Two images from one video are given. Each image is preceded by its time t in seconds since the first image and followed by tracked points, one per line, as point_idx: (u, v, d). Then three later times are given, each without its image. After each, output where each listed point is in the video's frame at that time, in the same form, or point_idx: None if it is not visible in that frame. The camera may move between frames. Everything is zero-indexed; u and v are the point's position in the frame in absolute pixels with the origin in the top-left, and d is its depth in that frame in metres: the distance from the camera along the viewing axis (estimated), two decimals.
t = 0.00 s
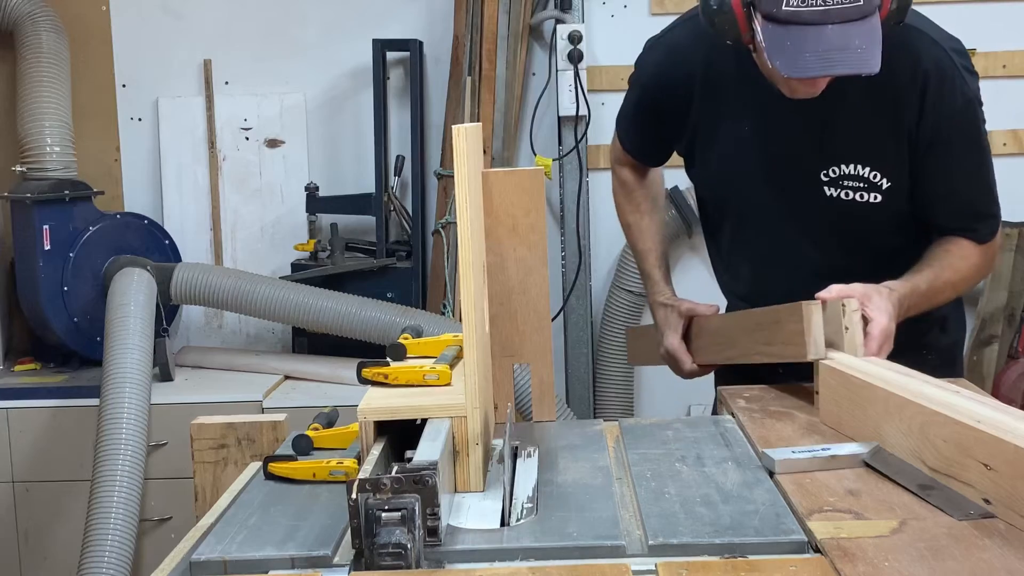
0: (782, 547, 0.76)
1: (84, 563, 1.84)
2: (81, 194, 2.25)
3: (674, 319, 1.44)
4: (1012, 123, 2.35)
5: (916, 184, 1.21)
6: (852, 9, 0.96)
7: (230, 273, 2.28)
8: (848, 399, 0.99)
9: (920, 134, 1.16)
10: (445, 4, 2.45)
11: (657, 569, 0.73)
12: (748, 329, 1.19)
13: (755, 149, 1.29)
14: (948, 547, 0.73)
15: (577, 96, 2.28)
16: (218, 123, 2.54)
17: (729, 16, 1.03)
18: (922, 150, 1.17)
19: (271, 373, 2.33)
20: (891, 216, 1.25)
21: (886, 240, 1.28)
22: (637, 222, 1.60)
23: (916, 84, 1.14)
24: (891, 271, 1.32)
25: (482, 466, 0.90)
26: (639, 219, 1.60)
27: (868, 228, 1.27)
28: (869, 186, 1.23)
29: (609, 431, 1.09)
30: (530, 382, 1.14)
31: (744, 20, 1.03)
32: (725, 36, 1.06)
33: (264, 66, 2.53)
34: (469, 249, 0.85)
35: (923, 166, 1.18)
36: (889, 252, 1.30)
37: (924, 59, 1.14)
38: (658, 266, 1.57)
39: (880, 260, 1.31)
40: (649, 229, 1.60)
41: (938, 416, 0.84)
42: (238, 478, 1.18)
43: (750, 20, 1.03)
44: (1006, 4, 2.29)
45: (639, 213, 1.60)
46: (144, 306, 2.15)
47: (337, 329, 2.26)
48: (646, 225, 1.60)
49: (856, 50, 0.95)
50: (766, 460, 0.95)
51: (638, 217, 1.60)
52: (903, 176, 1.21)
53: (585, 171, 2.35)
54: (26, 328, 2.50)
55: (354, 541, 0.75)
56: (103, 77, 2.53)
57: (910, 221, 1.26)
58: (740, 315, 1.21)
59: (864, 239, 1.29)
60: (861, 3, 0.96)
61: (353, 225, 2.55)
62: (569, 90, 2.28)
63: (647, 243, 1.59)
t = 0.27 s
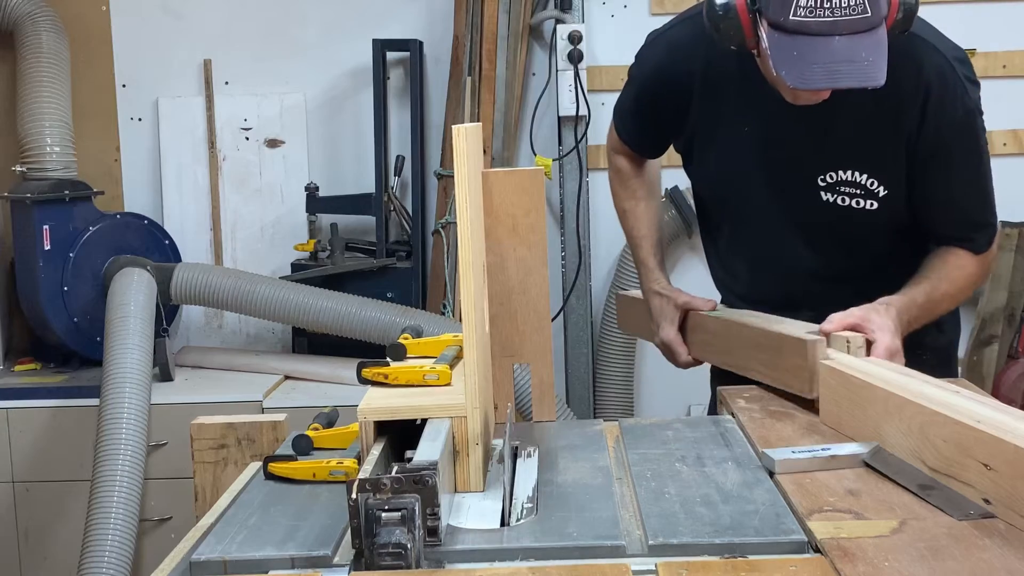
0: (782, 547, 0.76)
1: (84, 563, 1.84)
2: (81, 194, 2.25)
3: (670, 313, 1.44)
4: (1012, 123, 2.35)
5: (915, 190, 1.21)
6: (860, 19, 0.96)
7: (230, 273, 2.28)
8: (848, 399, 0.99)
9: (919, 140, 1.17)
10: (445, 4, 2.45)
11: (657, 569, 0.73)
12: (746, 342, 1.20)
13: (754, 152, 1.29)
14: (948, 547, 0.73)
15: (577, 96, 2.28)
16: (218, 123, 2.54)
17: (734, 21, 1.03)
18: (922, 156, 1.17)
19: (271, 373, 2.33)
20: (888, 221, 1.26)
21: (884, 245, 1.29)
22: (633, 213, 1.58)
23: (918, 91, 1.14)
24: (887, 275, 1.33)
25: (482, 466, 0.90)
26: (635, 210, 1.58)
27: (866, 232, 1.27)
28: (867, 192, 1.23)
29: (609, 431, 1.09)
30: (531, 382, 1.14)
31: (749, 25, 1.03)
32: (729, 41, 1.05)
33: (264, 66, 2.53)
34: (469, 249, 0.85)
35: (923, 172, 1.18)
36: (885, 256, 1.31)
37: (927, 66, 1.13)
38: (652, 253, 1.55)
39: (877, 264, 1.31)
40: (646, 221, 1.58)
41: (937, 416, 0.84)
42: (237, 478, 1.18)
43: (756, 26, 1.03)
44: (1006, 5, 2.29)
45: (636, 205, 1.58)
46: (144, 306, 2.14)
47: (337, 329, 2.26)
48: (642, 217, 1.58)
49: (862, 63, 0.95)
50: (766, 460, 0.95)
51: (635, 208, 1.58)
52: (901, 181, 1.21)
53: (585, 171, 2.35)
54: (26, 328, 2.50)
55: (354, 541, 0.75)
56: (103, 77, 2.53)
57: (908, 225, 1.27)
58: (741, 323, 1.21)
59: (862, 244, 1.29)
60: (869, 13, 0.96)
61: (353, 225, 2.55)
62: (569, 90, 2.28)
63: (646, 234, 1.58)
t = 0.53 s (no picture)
0: (782, 547, 0.76)
1: (84, 563, 1.84)
2: (81, 194, 2.25)
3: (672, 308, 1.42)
4: (1012, 123, 2.35)
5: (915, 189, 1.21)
6: (863, 17, 0.96)
7: (230, 272, 2.28)
8: (847, 399, 0.97)
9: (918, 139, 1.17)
10: (445, 4, 2.45)
11: (657, 569, 0.73)
12: (747, 347, 1.17)
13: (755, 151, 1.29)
14: (947, 547, 0.73)
15: (577, 96, 2.28)
16: (218, 123, 2.54)
17: (736, 18, 1.03)
18: (922, 156, 1.17)
19: (271, 373, 2.33)
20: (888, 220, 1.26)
21: (883, 244, 1.29)
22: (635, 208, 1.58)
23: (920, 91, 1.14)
24: (887, 274, 1.33)
25: (482, 466, 0.90)
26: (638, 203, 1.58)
27: (866, 231, 1.28)
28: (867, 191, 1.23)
29: (609, 431, 1.09)
30: (530, 382, 1.14)
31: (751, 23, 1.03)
32: (731, 39, 1.05)
33: (264, 66, 2.53)
34: (469, 248, 0.85)
35: (923, 172, 1.18)
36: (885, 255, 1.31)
37: (927, 67, 1.14)
38: (656, 244, 1.55)
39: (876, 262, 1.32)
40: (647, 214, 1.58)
41: (938, 416, 0.83)
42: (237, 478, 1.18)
43: (757, 23, 1.03)
44: (1005, 5, 2.29)
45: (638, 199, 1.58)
46: (144, 306, 2.14)
47: (337, 329, 2.26)
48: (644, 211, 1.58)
49: (864, 61, 0.95)
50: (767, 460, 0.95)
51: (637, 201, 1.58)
52: (902, 181, 1.21)
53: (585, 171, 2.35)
54: (25, 328, 2.50)
55: (354, 541, 0.75)
56: (103, 77, 2.53)
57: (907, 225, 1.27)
58: (742, 324, 1.20)
59: (862, 243, 1.29)
60: (872, 11, 0.96)
61: (353, 225, 2.55)
62: (569, 90, 2.28)
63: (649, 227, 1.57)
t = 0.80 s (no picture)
0: (782, 547, 0.76)
1: (84, 563, 1.84)
2: (81, 195, 2.25)
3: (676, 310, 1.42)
4: (1012, 123, 2.35)
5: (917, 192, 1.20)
6: (870, 22, 0.96)
7: (230, 272, 2.28)
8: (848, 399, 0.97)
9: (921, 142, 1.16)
10: (445, 4, 2.45)
11: (657, 569, 0.73)
12: (750, 350, 1.17)
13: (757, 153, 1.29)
14: (947, 548, 0.73)
15: (577, 96, 2.28)
16: (218, 123, 2.53)
17: (743, 19, 1.03)
18: (923, 159, 1.16)
19: (271, 373, 2.33)
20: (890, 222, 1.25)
21: (885, 245, 1.29)
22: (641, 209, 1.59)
23: (923, 94, 1.13)
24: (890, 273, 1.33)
25: (482, 466, 0.90)
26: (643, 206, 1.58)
27: (868, 232, 1.28)
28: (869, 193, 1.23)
29: (608, 430, 1.09)
30: (531, 382, 1.14)
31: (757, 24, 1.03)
32: (738, 39, 1.05)
33: (264, 66, 2.53)
34: (468, 247, 0.85)
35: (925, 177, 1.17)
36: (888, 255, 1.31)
37: (929, 69, 1.12)
38: (661, 246, 1.55)
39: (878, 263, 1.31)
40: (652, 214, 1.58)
41: (937, 416, 0.82)
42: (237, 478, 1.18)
43: (764, 24, 1.02)
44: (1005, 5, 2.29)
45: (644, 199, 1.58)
46: (144, 307, 2.14)
47: (337, 329, 2.26)
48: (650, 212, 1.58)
49: (870, 67, 0.95)
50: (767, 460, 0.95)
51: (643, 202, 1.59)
52: (903, 184, 1.20)
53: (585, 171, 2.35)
54: (25, 328, 2.50)
55: (354, 541, 0.75)
56: (103, 77, 2.53)
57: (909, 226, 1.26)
58: (745, 326, 1.20)
59: (864, 244, 1.29)
60: (880, 16, 0.96)
61: (353, 225, 2.55)
62: (569, 90, 2.28)
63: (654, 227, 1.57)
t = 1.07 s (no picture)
0: (782, 547, 0.76)
1: (84, 563, 1.84)
2: (81, 195, 2.25)
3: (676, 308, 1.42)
4: (1012, 123, 2.35)
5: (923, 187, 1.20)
6: (872, 10, 0.96)
7: (231, 272, 2.28)
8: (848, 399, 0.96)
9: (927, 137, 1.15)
10: (445, 4, 2.45)
11: (657, 569, 0.73)
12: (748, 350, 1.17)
13: (764, 146, 1.30)
14: (947, 548, 0.73)
15: (577, 96, 2.28)
16: (218, 123, 2.53)
17: (746, 8, 1.04)
18: (930, 154, 1.16)
19: (271, 373, 2.33)
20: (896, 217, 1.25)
21: (891, 241, 1.28)
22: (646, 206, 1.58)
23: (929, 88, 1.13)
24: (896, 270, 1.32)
25: (482, 466, 0.90)
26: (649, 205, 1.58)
27: (874, 228, 1.27)
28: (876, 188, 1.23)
29: (609, 430, 1.09)
30: (531, 382, 1.14)
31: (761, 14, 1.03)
32: (742, 28, 1.07)
33: (265, 66, 2.53)
34: (468, 248, 0.85)
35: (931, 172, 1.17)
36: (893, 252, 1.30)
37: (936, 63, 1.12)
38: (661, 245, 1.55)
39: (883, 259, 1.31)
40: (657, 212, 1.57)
41: (937, 416, 0.82)
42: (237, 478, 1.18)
43: (767, 14, 1.03)
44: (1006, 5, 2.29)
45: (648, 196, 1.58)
46: (144, 307, 2.14)
47: (337, 329, 2.26)
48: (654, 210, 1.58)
49: (872, 55, 0.94)
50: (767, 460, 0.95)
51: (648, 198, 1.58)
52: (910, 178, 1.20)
53: (585, 171, 2.35)
54: (25, 328, 2.50)
55: (354, 541, 0.75)
56: (103, 77, 2.53)
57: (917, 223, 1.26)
58: (746, 324, 1.21)
59: (870, 240, 1.29)
60: (882, 5, 0.96)
61: (353, 225, 2.55)
62: (569, 90, 2.28)
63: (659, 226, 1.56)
